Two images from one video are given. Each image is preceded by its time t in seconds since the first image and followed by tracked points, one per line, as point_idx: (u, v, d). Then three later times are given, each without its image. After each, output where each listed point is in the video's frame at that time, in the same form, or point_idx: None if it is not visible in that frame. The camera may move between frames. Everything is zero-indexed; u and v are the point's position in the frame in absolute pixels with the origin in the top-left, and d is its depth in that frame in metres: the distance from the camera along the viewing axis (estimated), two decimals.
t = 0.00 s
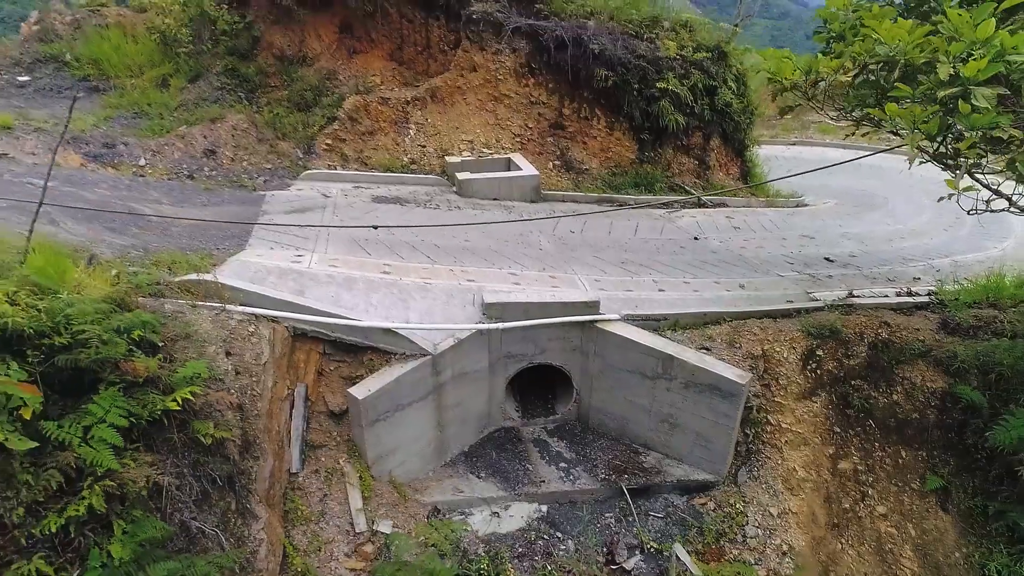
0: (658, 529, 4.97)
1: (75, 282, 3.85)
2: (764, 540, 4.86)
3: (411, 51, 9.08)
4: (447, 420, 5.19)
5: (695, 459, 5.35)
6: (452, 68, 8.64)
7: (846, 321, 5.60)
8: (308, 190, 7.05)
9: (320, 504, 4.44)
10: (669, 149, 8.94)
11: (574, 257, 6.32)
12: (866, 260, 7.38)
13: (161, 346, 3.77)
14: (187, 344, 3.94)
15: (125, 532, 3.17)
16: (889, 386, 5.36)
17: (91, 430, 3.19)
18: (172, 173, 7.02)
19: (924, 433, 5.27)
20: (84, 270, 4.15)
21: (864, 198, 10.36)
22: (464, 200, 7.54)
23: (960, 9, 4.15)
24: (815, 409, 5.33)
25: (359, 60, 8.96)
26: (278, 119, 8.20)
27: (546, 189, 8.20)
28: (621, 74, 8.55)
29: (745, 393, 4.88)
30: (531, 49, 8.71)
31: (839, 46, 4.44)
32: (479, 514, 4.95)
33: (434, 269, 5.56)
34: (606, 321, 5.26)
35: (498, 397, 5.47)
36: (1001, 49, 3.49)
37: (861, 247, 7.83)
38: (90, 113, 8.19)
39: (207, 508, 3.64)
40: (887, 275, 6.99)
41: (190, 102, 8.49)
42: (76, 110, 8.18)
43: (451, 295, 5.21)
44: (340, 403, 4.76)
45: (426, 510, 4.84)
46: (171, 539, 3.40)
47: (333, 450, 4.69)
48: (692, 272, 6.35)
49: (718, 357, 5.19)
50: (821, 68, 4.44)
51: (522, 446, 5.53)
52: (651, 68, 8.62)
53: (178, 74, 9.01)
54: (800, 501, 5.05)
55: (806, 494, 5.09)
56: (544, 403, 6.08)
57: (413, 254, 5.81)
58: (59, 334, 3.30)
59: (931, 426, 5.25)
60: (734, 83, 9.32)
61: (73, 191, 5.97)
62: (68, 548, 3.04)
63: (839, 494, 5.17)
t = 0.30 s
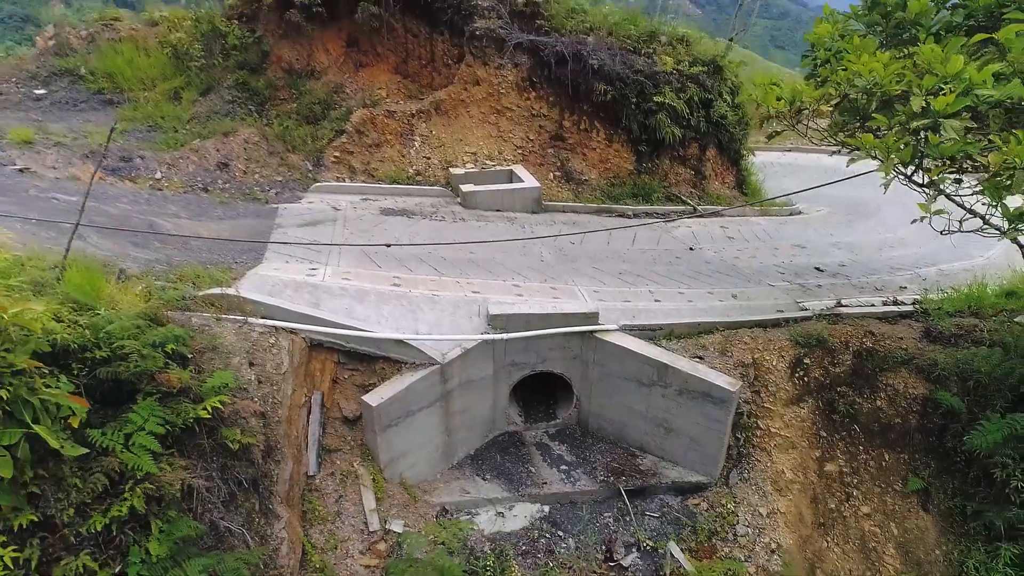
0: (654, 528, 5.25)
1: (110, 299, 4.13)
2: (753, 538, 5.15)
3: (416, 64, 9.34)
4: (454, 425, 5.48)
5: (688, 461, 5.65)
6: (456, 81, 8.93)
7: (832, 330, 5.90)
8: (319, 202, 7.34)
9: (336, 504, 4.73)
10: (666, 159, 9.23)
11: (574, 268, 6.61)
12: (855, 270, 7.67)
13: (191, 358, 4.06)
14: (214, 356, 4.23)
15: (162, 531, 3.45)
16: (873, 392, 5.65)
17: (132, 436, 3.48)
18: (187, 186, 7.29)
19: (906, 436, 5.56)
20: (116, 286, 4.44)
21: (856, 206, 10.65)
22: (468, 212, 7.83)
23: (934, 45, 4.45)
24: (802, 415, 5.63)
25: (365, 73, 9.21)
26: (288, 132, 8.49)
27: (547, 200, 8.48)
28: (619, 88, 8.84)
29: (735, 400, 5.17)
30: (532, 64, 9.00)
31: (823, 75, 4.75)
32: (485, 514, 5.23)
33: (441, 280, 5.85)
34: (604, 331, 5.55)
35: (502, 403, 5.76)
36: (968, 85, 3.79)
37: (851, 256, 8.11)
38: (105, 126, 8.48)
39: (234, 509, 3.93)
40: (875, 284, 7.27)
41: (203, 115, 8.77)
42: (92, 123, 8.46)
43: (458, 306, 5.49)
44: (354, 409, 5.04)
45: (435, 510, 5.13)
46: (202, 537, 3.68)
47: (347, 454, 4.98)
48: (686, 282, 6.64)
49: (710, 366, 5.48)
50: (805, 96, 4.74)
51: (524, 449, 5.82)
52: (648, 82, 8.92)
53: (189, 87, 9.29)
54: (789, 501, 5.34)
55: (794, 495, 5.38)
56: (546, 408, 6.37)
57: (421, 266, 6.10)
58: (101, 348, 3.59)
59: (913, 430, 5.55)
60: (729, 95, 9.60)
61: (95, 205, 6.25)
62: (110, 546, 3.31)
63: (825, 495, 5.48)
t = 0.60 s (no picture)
0: (650, 529, 5.57)
1: (144, 318, 4.43)
2: (743, 540, 5.48)
3: (421, 80, 9.59)
4: (462, 432, 5.79)
5: (683, 467, 5.97)
6: (460, 97, 9.24)
7: (819, 343, 6.23)
8: (330, 217, 7.65)
9: (352, 508, 5.05)
10: (664, 173, 9.54)
11: (575, 282, 6.92)
12: (845, 281, 7.99)
13: (220, 373, 4.37)
14: (240, 370, 4.54)
15: (197, 533, 3.78)
16: (858, 401, 5.97)
17: (171, 448, 3.79)
18: (204, 201, 7.60)
19: (889, 443, 5.88)
20: (148, 304, 4.75)
21: (849, 216, 10.97)
22: (473, 226, 8.13)
23: (912, 81, 4.77)
24: (791, 423, 5.95)
25: (372, 89, 9.47)
26: (299, 147, 8.80)
27: (548, 213, 8.79)
28: (619, 105, 9.14)
29: (727, 410, 5.49)
30: (534, 80, 9.31)
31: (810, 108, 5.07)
32: (491, 517, 5.56)
33: (449, 295, 6.17)
34: (604, 344, 5.87)
35: (507, 412, 6.08)
36: (940, 120, 4.10)
37: (842, 268, 8.43)
38: (122, 141, 8.79)
39: (260, 513, 4.24)
40: (863, 296, 7.58)
41: (216, 130, 9.08)
42: (109, 139, 8.78)
43: (465, 320, 5.81)
44: (368, 418, 5.35)
45: (444, 514, 5.46)
46: (232, 540, 4.01)
47: (362, 460, 5.30)
48: (681, 295, 6.96)
49: (703, 377, 5.81)
50: (791, 126, 5.07)
51: (528, 455, 6.13)
52: (646, 99, 9.23)
53: (202, 102, 9.61)
54: (777, 505, 5.66)
55: (782, 499, 5.71)
56: (548, 416, 6.68)
57: (430, 281, 6.41)
58: (141, 364, 3.88)
59: (896, 437, 5.86)
60: (725, 110, 9.90)
61: (119, 223, 6.56)
62: (150, 547, 3.62)
63: (812, 498, 5.80)
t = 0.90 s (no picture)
0: (646, 533, 5.93)
1: (175, 337, 4.77)
2: (734, 543, 5.83)
3: (426, 96, 9.82)
4: (469, 442, 6.13)
5: (678, 474, 6.31)
6: (465, 114, 9.59)
7: (807, 356, 6.59)
8: (341, 233, 8.00)
9: (367, 513, 5.39)
10: (661, 187, 9.88)
11: (576, 296, 7.27)
12: (834, 294, 8.33)
13: (247, 389, 4.72)
14: (264, 386, 4.88)
15: (229, 537, 4.12)
16: (843, 411, 6.30)
17: (205, 459, 4.13)
18: (219, 218, 7.93)
19: (872, 451, 6.22)
20: (178, 323, 5.09)
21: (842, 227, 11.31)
22: (477, 241, 8.47)
23: (889, 116, 5.12)
24: (779, 432, 6.31)
25: (379, 105, 9.75)
26: (309, 164, 9.14)
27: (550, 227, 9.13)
28: (617, 123, 9.49)
29: (718, 421, 5.84)
30: (536, 99, 9.64)
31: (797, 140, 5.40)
32: (497, 521, 5.91)
33: (456, 311, 6.52)
34: (603, 358, 6.21)
35: (512, 422, 6.42)
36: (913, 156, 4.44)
37: (832, 280, 8.78)
38: (139, 157, 9.12)
39: (284, 518, 4.58)
40: (851, 308, 7.92)
41: (229, 147, 9.41)
42: (126, 155, 9.11)
43: (472, 335, 6.16)
44: (381, 429, 5.69)
45: (453, 519, 5.80)
46: (260, 544, 4.34)
47: (376, 468, 5.64)
48: (677, 309, 7.31)
49: (697, 390, 6.15)
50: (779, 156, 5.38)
51: (531, 463, 6.48)
52: (644, 117, 9.56)
53: (215, 118, 9.95)
54: (766, 510, 6.01)
55: (771, 504, 6.06)
56: (550, 425, 7.03)
57: (438, 297, 6.75)
58: (176, 383, 4.23)
59: (879, 446, 6.20)
60: (720, 126, 10.25)
61: (142, 241, 6.90)
62: (186, 551, 3.95)
63: (799, 503, 6.16)
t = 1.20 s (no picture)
0: (642, 536, 6.29)
1: (202, 355, 5.14)
2: (725, 546, 6.20)
3: (432, 112, 10.17)
4: (475, 450, 6.49)
5: (672, 481, 6.68)
6: (469, 131, 9.95)
7: (795, 369, 6.96)
8: (351, 249, 8.37)
9: (380, 518, 5.75)
10: (659, 201, 10.23)
11: (576, 310, 7.62)
12: (824, 306, 8.69)
13: (271, 404, 5.10)
14: (286, 400, 5.24)
15: (256, 542, 4.46)
16: (828, 421, 6.68)
17: (235, 470, 4.49)
18: (235, 234, 8.29)
19: (855, 458, 6.59)
20: (204, 341, 5.47)
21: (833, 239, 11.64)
22: (482, 255, 8.84)
23: (868, 149, 5.50)
24: (768, 441, 6.67)
25: (386, 122, 10.09)
26: (319, 180, 9.50)
27: (551, 241, 9.48)
28: (616, 140, 9.85)
29: (710, 431, 6.21)
30: (537, 116, 10.00)
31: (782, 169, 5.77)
32: (501, 525, 6.28)
33: (463, 326, 6.88)
34: (601, 371, 6.57)
35: (515, 431, 6.79)
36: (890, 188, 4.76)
37: (822, 292, 9.12)
38: (155, 173, 9.47)
39: (304, 524, 4.93)
40: (840, 320, 8.27)
41: (242, 163, 9.76)
42: (143, 171, 9.46)
43: (478, 350, 6.53)
44: (393, 439, 6.04)
45: (460, 523, 6.16)
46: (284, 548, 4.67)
47: (388, 476, 6.00)
48: (672, 323, 7.67)
49: (690, 402, 6.52)
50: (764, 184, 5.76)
51: (534, 470, 6.85)
52: (642, 134, 9.91)
53: (226, 134, 10.30)
54: (755, 514, 6.38)
55: (759, 509, 6.42)
56: (552, 433, 7.39)
57: (445, 312, 7.12)
58: (208, 400, 4.61)
59: (862, 454, 6.57)
60: (715, 142, 10.61)
61: (164, 259, 7.25)
62: (217, 554, 4.30)
63: (786, 508, 6.49)
